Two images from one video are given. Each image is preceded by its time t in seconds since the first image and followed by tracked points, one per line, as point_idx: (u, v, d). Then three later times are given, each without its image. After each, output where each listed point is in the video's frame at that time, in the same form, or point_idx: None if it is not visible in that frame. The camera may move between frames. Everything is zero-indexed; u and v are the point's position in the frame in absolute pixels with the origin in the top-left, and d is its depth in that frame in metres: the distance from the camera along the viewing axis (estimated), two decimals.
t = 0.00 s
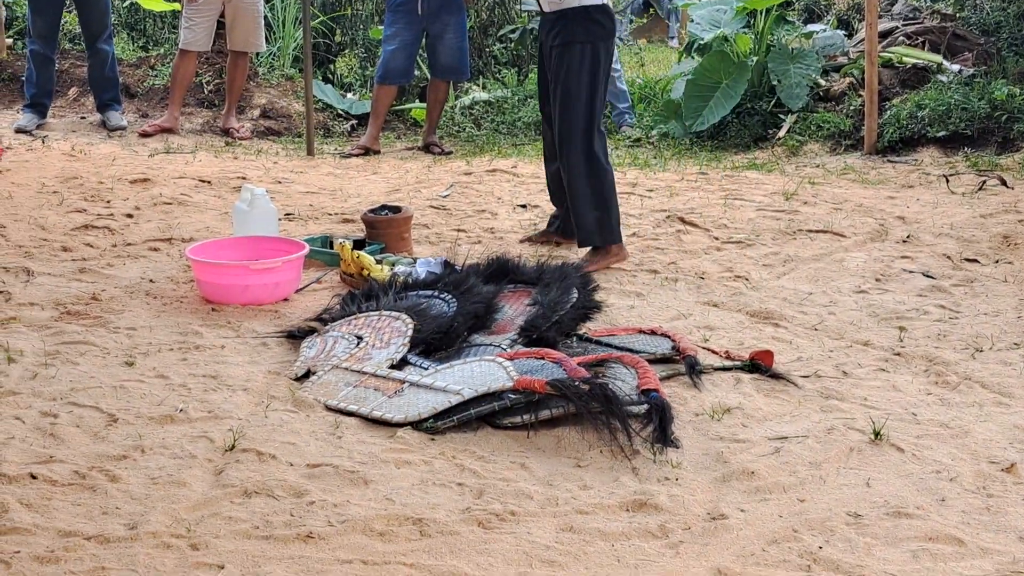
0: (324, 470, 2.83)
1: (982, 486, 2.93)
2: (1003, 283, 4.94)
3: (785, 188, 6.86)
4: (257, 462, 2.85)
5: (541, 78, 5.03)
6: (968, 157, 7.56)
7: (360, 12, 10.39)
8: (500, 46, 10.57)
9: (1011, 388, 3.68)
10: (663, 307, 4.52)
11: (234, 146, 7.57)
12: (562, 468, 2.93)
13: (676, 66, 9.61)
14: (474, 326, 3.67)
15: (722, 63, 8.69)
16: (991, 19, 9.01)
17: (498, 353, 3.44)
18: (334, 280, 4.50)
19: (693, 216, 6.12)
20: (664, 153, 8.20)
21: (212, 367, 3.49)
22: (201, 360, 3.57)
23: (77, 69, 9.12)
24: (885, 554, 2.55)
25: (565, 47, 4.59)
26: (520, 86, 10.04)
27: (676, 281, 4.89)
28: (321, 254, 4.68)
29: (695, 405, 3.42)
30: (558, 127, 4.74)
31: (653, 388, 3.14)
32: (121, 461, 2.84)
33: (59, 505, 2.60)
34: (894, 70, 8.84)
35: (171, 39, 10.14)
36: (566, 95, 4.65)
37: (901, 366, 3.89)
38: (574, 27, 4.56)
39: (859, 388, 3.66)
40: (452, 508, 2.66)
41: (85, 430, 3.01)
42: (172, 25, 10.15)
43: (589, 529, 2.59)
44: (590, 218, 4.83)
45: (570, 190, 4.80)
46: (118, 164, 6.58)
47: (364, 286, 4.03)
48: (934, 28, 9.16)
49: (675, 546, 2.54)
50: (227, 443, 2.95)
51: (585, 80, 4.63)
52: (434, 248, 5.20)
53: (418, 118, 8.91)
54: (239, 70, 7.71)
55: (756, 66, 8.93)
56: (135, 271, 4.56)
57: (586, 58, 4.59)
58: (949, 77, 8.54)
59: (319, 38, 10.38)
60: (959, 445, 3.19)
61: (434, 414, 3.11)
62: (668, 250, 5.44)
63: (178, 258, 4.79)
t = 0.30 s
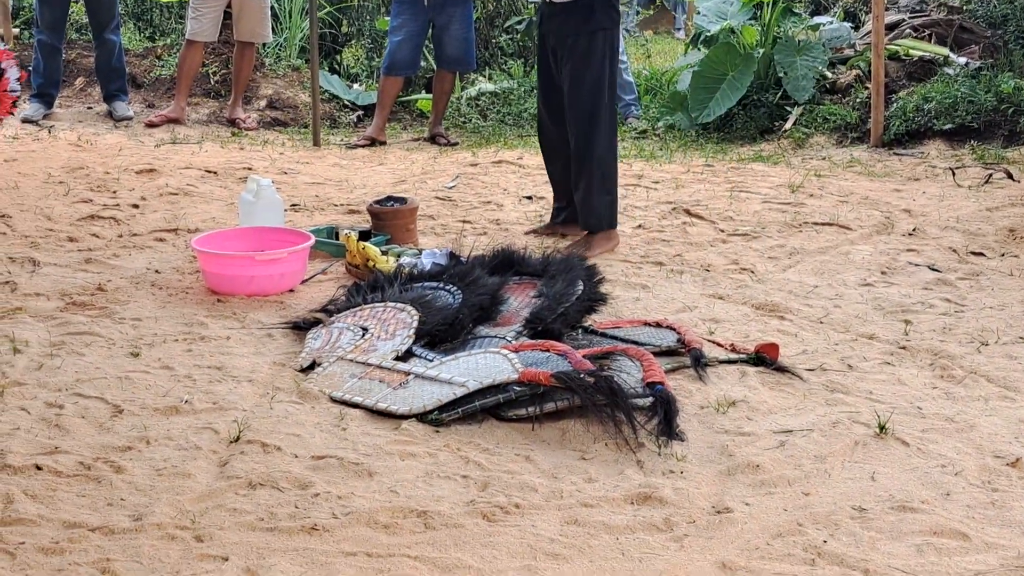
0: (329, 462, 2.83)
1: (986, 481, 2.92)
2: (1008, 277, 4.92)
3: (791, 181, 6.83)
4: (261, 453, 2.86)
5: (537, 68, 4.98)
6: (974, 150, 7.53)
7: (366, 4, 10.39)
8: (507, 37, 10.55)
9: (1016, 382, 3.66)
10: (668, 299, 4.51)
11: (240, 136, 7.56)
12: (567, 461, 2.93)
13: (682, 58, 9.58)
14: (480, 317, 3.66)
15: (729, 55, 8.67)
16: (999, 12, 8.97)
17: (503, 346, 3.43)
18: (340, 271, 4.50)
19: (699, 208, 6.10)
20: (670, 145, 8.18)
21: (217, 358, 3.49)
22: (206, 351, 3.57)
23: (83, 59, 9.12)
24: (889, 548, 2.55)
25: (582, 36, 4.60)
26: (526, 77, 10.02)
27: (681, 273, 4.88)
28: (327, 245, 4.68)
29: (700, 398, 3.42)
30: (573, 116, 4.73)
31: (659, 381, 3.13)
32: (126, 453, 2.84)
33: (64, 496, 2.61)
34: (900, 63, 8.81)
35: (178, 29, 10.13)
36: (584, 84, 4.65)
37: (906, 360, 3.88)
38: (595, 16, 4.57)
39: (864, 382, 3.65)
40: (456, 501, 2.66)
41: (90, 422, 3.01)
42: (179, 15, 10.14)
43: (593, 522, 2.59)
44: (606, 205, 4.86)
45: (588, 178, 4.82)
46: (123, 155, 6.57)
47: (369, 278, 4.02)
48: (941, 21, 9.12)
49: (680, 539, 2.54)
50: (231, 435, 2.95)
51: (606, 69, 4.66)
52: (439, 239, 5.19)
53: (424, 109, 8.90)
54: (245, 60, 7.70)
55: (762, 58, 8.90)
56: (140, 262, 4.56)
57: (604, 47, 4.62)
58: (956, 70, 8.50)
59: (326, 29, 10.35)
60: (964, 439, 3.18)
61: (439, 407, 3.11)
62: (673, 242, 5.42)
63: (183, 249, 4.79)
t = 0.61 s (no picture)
0: (334, 457, 2.83)
1: (991, 477, 2.91)
2: (1014, 273, 4.91)
3: (797, 176, 6.82)
4: (267, 448, 2.86)
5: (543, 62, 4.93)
6: (980, 146, 7.51)
7: None
8: (514, 32, 10.53)
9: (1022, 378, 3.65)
10: (674, 294, 4.50)
11: (246, 130, 7.56)
12: (572, 456, 2.93)
13: (688, 53, 9.57)
14: (486, 312, 3.65)
15: (735, 50, 8.63)
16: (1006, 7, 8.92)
17: (509, 340, 3.43)
18: (345, 266, 4.50)
19: (705, 203, 6.09)
20: (676, 140, 8.16)
21: (223, 353, 3.49)
22: (212, 345, 3.57)
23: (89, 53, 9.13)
24: (894, 544, 2.54)
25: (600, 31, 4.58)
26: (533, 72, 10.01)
27: (687, 268, 4.88)
28: (333, 239, 4.67)
29: (705, 393, 3.41)
30: (590, 111, 4.71)
31: (664, 375, 3.12)
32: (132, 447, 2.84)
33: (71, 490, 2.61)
34: (907, 58, 8.78)
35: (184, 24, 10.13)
36: (601, 79, 4.64)
37: (911, 356, 3.88)
38: (614, 12, 4.56)
39: (869, 377, 3.64)
40: (462, 495, 2.66)
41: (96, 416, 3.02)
42: (186, 9, 10.12)
43: (598, 517, 2.59)
44: (621, 198, 4.88)
45: (604, 174, 4.81)
46: (130, 148, 6.57)
47: (376, 272, 4.02)
48: (948, 16, 9.09)
49: (685, 534, 2.54)
50: (237, 429, 2.95)
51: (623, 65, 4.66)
52: (445, 234, 5.19)
53: (431, 104, 8.88)
54: (251, 54, 7.70)
55: (768, 53, 8.85)
56: (147, 256, 4.56)
57: (621, 42, 4.62)
58: (963, 66, 8.48)
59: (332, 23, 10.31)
60: (969, 436, 3.17)
61: (445, 401, 3.11)
62: (679, 237, 5.41)
63: (190, 243, 4.79)
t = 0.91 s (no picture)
0: (339, 455, 2.83)
1: (995, 477, 2.91)
2: (1019, 273, 4.91)
3: (802, 176, 6.82)
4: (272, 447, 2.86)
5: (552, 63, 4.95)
6: (985, 146, 7.50)
7: None
8: (519, 31, 10.54)
9: None
10: (679, 294, 4.50)
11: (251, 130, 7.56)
12: (576, 455, 2.93)
13: (694, 53, 9.57)
14: (491, 311, 3.66)
15: (740, 51, 8.62)
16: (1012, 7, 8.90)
17: (514, 340, 3.43)
18: (351, 265, 4.50)
19: (710, 203, 6.09)
20: (681, 140, 8.16)
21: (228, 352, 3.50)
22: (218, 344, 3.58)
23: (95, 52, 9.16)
24: (898, 544, 2.54)
25: (604, 31, 4.60)
26: (538, 71, 10.02)
27: (692, 267, 4.88)
28: (338, 238, 4.68)
29: (710, 393, 3.42)
30: (595, 112, 4.72)
31: (669, 375, 3.12)
32: (137, 445, 2.85)
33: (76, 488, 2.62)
34: (912, 59, 8.77)
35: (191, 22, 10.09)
36: (606, 80, 4.65)
37: (916, 356, 3.87)
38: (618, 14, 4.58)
39: (873, 377, 3.64)
40: (466, 494, 2.67)
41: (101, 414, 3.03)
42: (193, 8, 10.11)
43: (603, 516, 2.59)
44: (626, 200, 4.87)
45: (610, 175, 4.80)
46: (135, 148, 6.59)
47: (381, 271, 4.02)
48: (953, 16, 9.08)
49: (689, 533, 2.54)
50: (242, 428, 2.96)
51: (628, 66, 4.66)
52: (451, 233, 5.20)
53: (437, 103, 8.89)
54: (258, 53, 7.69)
55: (774, 53, 8.86)
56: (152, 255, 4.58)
57: (626, 43, 4.63)
58: (968, 66, 8.46)
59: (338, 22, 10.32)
60: (973, 436, 3.17)
61: (450, 400, 3.11)
62: (684, 237, 5.42)
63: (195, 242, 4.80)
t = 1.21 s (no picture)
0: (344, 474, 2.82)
1: (1002, 496, 2.89)
2: None
3: (807, 193, 6.81)
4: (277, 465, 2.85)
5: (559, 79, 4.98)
6: (990, 163, 7.49)
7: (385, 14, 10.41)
8: (524, 48, 10.56)
9: None
10: (684, 312, 4.49)
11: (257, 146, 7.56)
12: (582, 474, 2.92)
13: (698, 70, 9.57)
14: (496, 329, 3.65)
15: (745, 67, 8.66)
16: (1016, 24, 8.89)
17: (520, 358, 3.42)
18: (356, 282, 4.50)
19: (715, 220, 6.08)
20: (686, 157, 8.16)
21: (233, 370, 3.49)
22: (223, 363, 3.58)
23: (100, 69, 9.20)
24: (905, 564, 2.52)
25: (603, 51, 4.62)
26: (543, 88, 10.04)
27: (697, 285, 4.87)
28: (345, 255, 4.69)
29: (716, 411, 3.40)
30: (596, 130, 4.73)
31: (675, 394, 3.10)
32: (142, 464, 2.84)
33: (81, 507, 2.61)
34: (917, 75, 8.77)
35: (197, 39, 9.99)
36: (606, 100, 4.66)
37: (922, 374, 3.85)
38: (616, 34, 4.58)
39: (880, 396, 3.62)
40: (472, 514, 2.66)
41: (106, 432, 3.02)
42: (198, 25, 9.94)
43: (609, 536, 2.58)
44: (630, 220, 4.84)
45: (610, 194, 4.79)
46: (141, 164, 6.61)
47: (387, 288, 4.01)
48: (958, 33, 9.07)
49: (695, 553, 2.52)
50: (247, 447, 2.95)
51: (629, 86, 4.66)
52: (456, 250, 5.20)
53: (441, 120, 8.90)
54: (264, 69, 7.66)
55: (779, 70, 8.88)
56: (158, 272, 4.58)
57: (627, 62, 4.63)
58: (972, 83, 8.45)
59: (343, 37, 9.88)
60: (979, 455, 3.15)
61: (455, 419, 3.10)
62: (690, 254, 5.41)
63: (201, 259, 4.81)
